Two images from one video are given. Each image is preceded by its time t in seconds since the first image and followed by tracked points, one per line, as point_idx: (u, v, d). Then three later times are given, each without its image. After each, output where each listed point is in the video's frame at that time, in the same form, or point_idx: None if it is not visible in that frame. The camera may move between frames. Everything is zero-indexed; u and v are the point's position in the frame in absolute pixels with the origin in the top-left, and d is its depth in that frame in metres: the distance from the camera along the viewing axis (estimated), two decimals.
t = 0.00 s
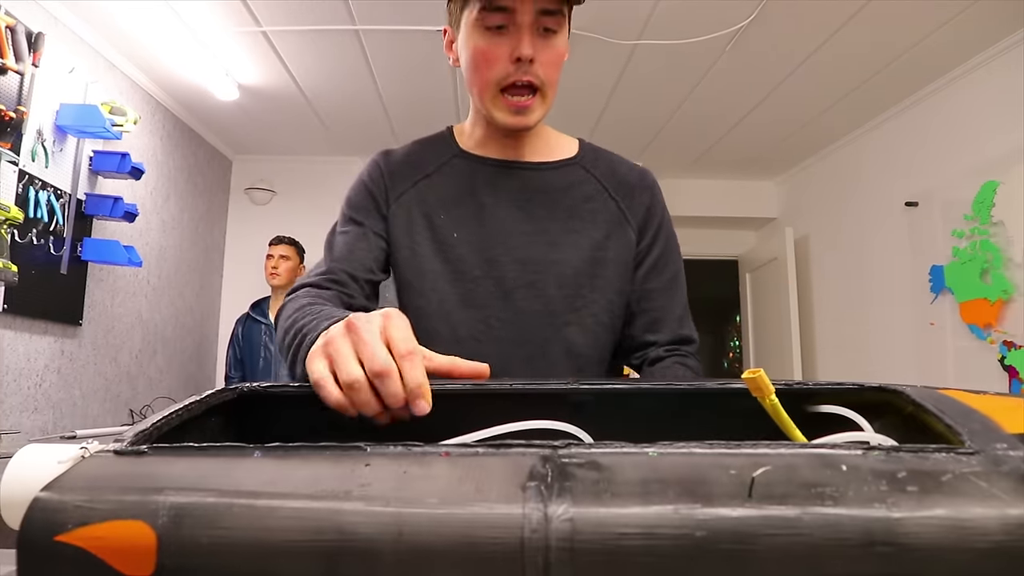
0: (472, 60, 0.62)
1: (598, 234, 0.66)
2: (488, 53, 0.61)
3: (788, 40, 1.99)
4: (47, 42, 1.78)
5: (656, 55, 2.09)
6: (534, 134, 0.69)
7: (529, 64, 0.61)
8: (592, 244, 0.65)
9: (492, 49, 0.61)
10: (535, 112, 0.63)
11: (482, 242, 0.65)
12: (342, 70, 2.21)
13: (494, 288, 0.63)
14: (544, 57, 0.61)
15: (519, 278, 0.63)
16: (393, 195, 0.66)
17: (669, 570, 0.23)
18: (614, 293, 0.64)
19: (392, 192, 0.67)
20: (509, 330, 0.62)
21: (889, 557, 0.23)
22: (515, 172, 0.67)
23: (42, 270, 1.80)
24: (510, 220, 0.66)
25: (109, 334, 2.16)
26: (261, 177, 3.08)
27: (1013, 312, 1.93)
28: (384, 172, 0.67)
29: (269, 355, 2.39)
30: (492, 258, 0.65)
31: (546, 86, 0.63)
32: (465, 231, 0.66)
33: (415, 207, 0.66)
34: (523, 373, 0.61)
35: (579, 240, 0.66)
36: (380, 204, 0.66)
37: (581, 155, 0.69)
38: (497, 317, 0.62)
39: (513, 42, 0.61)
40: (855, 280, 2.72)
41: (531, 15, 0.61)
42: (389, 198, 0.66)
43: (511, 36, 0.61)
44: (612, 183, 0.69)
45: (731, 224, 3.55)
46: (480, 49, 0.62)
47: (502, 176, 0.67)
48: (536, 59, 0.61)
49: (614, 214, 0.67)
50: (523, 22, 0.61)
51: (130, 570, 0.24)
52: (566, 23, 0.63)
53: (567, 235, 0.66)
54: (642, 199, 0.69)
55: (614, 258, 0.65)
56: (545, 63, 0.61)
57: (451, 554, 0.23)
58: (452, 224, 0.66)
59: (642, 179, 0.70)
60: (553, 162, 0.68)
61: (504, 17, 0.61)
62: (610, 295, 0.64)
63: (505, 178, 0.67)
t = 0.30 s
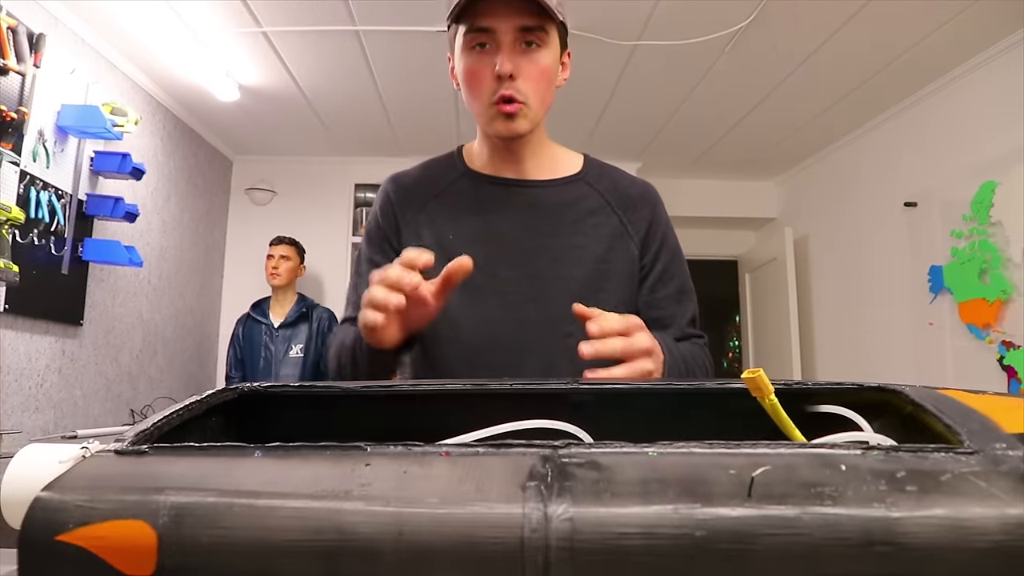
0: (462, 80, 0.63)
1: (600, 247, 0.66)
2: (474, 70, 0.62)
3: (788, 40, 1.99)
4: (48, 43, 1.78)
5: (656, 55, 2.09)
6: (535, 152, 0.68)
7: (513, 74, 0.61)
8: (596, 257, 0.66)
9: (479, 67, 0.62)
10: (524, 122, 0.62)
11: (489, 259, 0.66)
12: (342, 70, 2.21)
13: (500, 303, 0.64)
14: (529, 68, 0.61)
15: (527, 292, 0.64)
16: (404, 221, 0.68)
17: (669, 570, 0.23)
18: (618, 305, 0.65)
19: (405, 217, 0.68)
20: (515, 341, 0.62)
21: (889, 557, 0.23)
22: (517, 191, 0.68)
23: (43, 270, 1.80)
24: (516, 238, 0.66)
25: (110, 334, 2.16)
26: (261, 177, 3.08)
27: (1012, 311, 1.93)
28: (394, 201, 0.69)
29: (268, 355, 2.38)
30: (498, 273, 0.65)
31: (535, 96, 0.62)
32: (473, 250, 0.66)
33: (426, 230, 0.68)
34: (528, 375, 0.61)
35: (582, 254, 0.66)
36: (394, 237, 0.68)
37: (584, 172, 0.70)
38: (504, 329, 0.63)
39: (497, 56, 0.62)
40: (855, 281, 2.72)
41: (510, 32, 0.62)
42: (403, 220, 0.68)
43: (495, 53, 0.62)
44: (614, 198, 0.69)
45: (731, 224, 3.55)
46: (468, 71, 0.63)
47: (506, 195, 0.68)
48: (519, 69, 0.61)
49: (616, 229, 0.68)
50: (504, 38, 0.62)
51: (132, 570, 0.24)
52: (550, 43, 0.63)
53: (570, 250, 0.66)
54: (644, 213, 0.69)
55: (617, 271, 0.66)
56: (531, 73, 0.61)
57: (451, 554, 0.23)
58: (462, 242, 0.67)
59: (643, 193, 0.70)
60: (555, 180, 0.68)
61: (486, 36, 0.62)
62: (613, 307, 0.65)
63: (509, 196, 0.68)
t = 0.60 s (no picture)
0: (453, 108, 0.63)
1: (595, 255, 0.66)
2: (465, 102, 0.61)
3: (788, 41, 1.99)
4: (48, 43, 1.78)
5: (656, 55, 2.09)
6: (527, 164, 0.68)
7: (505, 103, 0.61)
8: (591, 265, 0.66)
9: (469, 97, 0.61)
10: (519, 146, 0.63)
11: (485, 271, 0.66)
12: (342, 70, 2.21)
13: (499, 315, 0.64)
14: (519, 95, 0.61)
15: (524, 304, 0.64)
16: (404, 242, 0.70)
17: (669, 570, 0.23)
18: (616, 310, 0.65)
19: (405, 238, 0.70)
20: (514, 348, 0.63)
21: (888, 557, 0.23)
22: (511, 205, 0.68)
23: (43, 270, 1.80)
24: (511, 248, 0.67)
25: (110, 334, 2.16)
26: (261, 177, 3.08)
27: (1012, 311, 1.93)
28: (393, 224, 0.71)
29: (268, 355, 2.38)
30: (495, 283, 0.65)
31: (527, 121, 0.62)
32: (468, 263, 0.67)
33: (426, 248, 0.69)
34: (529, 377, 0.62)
35: (577, 262, 0.66)
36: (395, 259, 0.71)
37: (576, 179, 0.70)
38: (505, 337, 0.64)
39: (486, 86, 0.61)
40: (854, 280, 2.72)
41: (498, 62, 0.61)
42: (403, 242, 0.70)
43: (484, 82, 0.61)
44: (607, 203, 0.69)
45: (730, 224, 3.55)
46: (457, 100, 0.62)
47: (499, 208, 0.68)
48: (511, 98, 0.61)
49: (610, 235, 0.67)
50: (492, 67, 0.61)
51: (131, 570, 0.24)
52: (537, 65, 0.63)
53: (566, 258, 0.66)
54: (636, 214, 0.68)
55: (611, 276, 0.66)
56: (522, 100, 0.61)
57: (450, 554, 0.23)
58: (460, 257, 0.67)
59: (637, 195, 0.69)
60: (547, 189, 0.68)
61: (473, 66, 0.61)
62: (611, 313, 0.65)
63: (504, 209, 0.68)
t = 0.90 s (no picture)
0: (450, 108, 0.63)
1: (579, 259, 0.66)
2: (461, 101, 0.62)
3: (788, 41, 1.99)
4: (48, 43, 1.78)
5: (655, 56, 2.09)
6: (524, 166, 0.68)
7: (499, 103, 0.61)
8: (576, 269, 0.65)
9: (465, 97, 0.62)
10: (514, 145, 0.62)
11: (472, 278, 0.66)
12: (342, 70, 2.22)
13: (489, 317, 0.65)
14: (515, 93, 0.61)
15: (510, 308, 0.65)
16: (396, 252, 0.71)
17: (669, 570, 0.23)
18: (600, 314, 0.64)
19: (394, 251, 0.71)
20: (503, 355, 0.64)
21: (888, 556, 0.23)
22: (499, 212, 0.68)
23: (43, 270, 1.80)
24: (498, 256, 0.67)
25: (110, 334, 2.16)
26: (261, 177, 3.08)
27: (1012, 311, 1.93)
28: (387, 234, 0.72)
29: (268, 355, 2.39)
30: (482, 290, 0.66)
31: (523, 120, 0.62)
32: (456, 270, 0.67)
33: (415, 256, 0.69)
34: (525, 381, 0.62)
35: (564, 266, 0.66)
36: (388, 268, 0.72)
37: (566, 182, 0.69)
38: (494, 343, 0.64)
39: (482, 85, 0.61)
40: (854, 280, 2.72)
41: (493, 61, 0.61)
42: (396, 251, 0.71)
43: (480, 81, 0.61)
44: (594, 207, 0.68)
45: (730, 224, 3.55)
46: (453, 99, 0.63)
47: (487, 215, 0.68)
48: (506, 98, 0.61)
49: (596, 240, 0.67)
50: (487, 66, 0.61)
51: (131, 570, 0.24)
52: (533, 62, 0.63)
53: (553, 263, 0.66)
54: (623, 217, 0.67)
55: (596, 282, 0.65)
56: (517, 100, 0.61)
57: (450, 553, 0.23)
58: (448, 264, 0.68)
59: (624, 197, 0.68)
60: (536, 192, 0.68)
61: (469, 65, 0.61)
62: (596, 317, 0.64)
63: (493, 215, 0.68)
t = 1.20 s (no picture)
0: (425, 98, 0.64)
1: (577, 251, 0.66)
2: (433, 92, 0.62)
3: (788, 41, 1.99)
4: (48, 43, 1.78)
5: (655, 56, 2.09)
6: (509, 159, 0.68)
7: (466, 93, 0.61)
8: (574, 261, 0.65)
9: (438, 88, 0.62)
10: (483, 137, 0.63)
11: (471, 272, 0.66)
12: (342, 70, 2.22)
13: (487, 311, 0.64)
14: (485, 85, 0.61)
15: (510, 301, 0.65)
16: (393, 248, 0.70)
17: (669, 570, 0.23)
18: (600, 305, 0.64)
19: (392, 247, 0.70)
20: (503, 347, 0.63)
21: (888, 556, 0.23)
22: (497, 206, 0.68)
23: (43, 270, 1.80)
24: (496, 249, 0.66)
25: (110, 334, 2.16)
26: (261, 178, 3.08)
27: (1012, 311, 1.93)
28: (383, 230, 0.72)
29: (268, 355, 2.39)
30: (481, 284, 0.65)
31: (494, 112, 0.62)
32: (454, 264, 0.67)
33: (412, 251, 0.69)
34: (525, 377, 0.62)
35: (562, 259, 0.66)
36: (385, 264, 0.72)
37: (561, 175, 0.70)
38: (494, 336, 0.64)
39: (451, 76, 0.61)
40: (854, 280, 2.72)
41: (465, 52, 0.61)
42: (393, 248, 0.70)
43: (451, 72, 0.61)
44: (591, 200, 0.68)
45: (730, 224, 3.54)
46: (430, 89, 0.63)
47: (485, 209, 0.68)
48: (473, 88, 0.61)
49: (594, 231, 0.67)
50: (459, 58, 0.61)
51: (131, 570, 0.24)
52: (508, 55, 0.62)
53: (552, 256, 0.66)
54: (619, 208, 0.67)
55: (595, 273, 0.65)
56: (486, 91, 0.61)
57: (449, 552, 0.23)
58: (446, 258, 0.67)
59: (620, 189, 0.69)
60: (531, 186, 0.69)
61: (442, 57, 0.62)
62: (595, 309, 0.65)
63: (490, 209, 0.68)
